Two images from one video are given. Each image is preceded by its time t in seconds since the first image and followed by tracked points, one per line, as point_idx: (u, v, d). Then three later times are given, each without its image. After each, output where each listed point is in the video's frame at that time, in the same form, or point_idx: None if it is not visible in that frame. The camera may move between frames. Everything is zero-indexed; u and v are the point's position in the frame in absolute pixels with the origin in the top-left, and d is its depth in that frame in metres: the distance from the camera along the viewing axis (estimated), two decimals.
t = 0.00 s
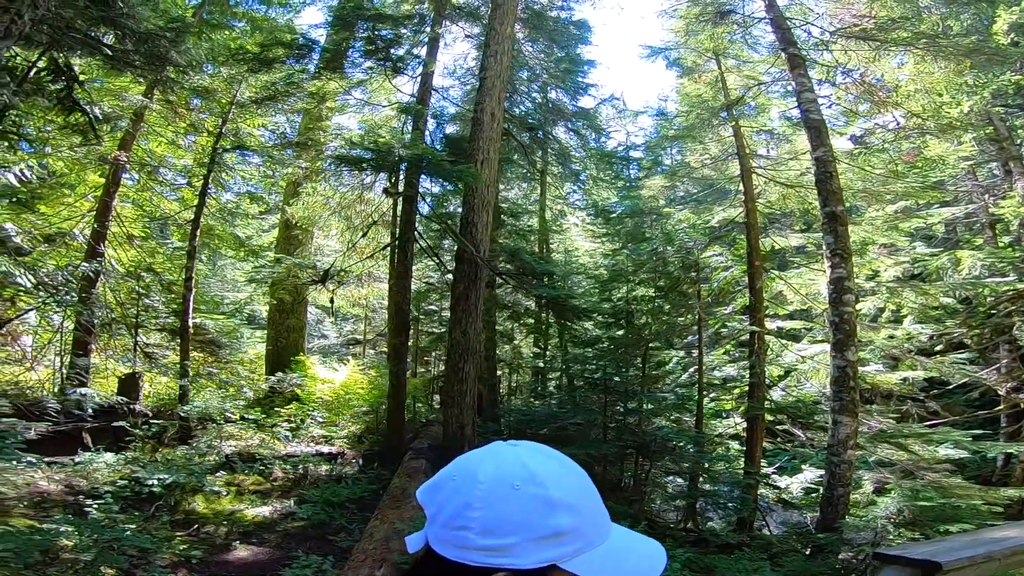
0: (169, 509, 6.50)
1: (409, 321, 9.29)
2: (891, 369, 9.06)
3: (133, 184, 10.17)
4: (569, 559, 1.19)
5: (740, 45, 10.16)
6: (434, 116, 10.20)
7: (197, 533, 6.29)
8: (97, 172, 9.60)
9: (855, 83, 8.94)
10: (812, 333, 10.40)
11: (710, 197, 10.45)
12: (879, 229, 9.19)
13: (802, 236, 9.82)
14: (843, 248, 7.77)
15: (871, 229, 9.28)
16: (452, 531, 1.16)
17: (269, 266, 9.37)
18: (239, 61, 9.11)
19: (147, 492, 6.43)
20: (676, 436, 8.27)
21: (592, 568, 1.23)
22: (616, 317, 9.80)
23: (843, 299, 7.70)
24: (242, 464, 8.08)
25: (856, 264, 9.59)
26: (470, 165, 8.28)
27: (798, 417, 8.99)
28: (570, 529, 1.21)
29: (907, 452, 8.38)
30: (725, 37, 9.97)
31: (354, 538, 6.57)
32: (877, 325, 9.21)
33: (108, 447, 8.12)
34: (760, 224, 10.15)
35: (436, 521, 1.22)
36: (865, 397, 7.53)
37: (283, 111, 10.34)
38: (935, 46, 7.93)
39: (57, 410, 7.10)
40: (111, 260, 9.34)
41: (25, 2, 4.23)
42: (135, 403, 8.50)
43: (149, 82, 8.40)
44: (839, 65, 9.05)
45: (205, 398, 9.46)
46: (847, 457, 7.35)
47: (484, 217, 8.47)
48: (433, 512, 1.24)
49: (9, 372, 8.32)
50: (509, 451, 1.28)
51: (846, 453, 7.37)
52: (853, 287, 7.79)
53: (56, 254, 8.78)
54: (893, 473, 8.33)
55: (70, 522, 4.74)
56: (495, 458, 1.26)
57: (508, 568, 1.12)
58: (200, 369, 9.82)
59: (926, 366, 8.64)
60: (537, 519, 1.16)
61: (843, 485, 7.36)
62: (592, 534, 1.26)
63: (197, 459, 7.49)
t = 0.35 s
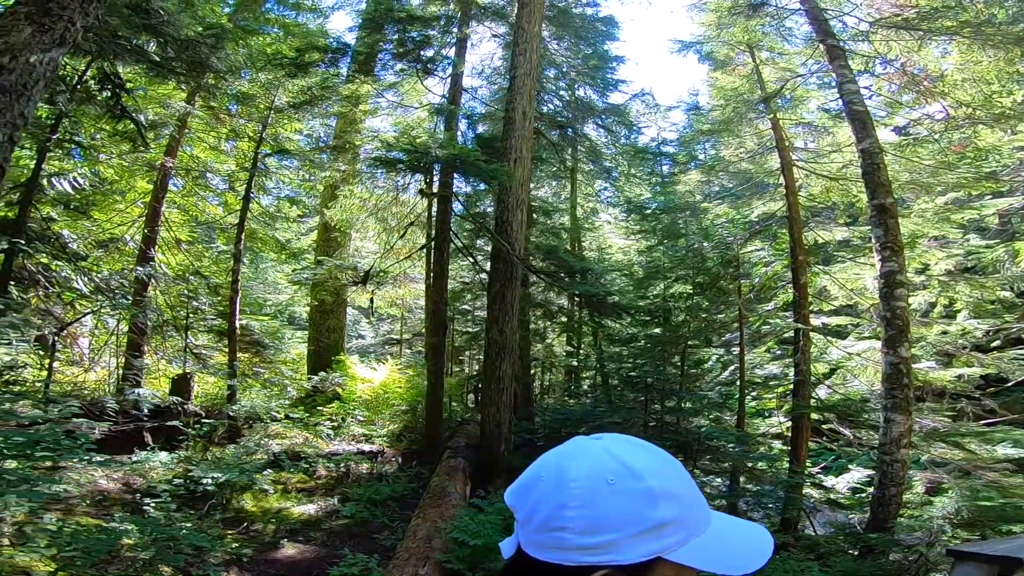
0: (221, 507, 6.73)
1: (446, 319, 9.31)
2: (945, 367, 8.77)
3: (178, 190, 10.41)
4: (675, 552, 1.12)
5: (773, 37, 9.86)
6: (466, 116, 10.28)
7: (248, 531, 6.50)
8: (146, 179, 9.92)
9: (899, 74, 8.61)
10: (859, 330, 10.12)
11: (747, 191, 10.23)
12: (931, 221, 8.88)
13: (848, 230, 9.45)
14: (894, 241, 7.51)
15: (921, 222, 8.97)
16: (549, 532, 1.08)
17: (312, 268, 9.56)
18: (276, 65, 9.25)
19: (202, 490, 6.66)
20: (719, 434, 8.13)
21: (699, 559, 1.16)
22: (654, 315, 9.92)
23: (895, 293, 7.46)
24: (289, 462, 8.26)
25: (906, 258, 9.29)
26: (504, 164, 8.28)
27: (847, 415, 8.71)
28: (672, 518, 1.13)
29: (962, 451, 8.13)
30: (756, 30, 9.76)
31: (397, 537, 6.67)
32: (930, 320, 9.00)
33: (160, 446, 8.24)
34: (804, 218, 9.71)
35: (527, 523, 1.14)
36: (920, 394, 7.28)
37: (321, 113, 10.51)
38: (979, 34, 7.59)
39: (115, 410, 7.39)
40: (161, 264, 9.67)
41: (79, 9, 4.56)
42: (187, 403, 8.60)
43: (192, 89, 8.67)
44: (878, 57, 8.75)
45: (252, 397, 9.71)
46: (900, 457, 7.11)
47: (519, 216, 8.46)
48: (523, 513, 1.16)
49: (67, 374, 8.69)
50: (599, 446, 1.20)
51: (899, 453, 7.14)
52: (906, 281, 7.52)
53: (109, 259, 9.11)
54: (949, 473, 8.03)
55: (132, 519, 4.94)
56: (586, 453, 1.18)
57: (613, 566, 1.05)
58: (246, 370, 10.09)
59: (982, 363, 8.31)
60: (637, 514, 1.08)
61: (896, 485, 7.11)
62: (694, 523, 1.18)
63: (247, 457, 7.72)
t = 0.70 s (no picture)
0: (275, 505, 6.92)
1: (485, 319, 9.29)
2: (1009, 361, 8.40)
3: (224, 196, 10.69)
4: (791, 534, 1.13)
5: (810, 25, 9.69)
6: (497, 114, 10.20)
7: (300, 528, 6.65)
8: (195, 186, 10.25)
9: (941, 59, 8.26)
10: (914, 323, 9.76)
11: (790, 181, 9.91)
12: (990, 208, 8.51)
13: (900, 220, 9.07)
14: (953, 229, 7.21)
15: (979, 209, 8.61)
16: (657, 521, 1.07)
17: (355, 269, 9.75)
18: (314, 71, 9.41)
19: (258, 489, 6.87)
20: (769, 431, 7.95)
21: (813, 540, 1.18)
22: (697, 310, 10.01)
23: (954, 284, 7.17)
24: (338, 459, 8.42)
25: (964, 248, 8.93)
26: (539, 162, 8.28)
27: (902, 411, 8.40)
28: (788, 502, 1.14)
29: None
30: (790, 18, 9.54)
31: (443, 534, 6.74)
32: (990, 312, 8.62)
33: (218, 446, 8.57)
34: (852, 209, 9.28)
35: (629, 512, 1.14)
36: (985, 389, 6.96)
37: (359, 116, 10.67)
38: None
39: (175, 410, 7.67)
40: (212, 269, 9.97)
41: (128, 20, 5.35)
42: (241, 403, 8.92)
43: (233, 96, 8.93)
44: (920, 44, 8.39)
45: (300, 397, 9.94)
46: (963, 454, 6.83)
47: (555, 213, 8.44)
48: (624, 502, 1.16)
49: (128, 376, 9.08)
50: (706, 432, 1.20)
51: (963, 449, 6.86)
52: (967, 271, 7.22)
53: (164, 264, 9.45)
54: (1013, 471, 7.69)
55: (195, 518, 5.13)
56: (695, 438, 1.18)
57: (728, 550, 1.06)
58: (294, 370, 10.32)
59: None
60: (752, 499, 1.10)
61: (960, 483, 6.83)
62: (809, 506, 1.19)
63: (299, 455, 7.91)
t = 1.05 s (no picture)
0: (325, 501, 7.07)
1: (525, 315, 9.29)
2: None
3: (271, 201, 10.97)
4: (875, 522, 1.09)
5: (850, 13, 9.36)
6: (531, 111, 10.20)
7: (350, 524, 6.78)
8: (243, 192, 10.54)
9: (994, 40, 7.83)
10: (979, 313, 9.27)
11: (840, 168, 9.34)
12: None
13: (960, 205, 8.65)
14: (1019, 215, 6.85)
15: None
16: (733, 520, 1.04)
17: (398, 269, 9.99)
18: (350, 75, 9.59)
19: (312, 486, 7.09)
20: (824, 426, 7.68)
21: (900, 525, 1.13)
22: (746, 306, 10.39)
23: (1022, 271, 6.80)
24: (385, 456, 8.56)
25: None
26: (577, 156, 8.22)
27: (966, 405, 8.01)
28: (870, 488, 1.10)
29: None
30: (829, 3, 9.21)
31: (487, 530, 6.77)
32: None
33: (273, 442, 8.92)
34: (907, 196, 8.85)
35: (701, 513, 1.10)
36: None
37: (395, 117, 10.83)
38: None
39: (233, 410, 7.94)
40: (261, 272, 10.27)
41: (173, 28, 5.53)
42: (294, 401, 9.24)
43: (275, 103, 9.18)
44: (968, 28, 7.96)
45: (347, 395, 10.13)
46: None
47: (594, 208, 8.38)
48: (693, 504, 1.12)
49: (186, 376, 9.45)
50: (772, 425, 1.15)
51: None
52: None
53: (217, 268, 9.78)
54: None
55: (253, 515, 5.31)
56: (761, 432, 1.13)
57: (813, 544, 1.03)
58: (340, 370, 10.53)
59: None
60: (830, 490, 1.05)
61: None
62: (891, 490, 1.14)
63: (348, 452, 8.07)
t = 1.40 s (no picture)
0: (378, 496, 7.24)
1: (574, 312, 9.28)
2: None
3: (327, 205, 11.32)
4: (942, 525, 1.03)
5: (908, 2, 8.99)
6: (575, 107, 10.16)
7: (403, 520, 6.91)
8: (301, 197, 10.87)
9: None
10: None
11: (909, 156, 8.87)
12: None
13: None
14: None
15: None
16: (782, 529, 1.02)
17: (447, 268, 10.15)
18: (397, 78, 9.79)
19: (366, 481, 7.23)
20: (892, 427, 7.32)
21: (974, 527, 1.07)
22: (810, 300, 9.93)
23: None
24: (437, 453, 8.70)
25: None
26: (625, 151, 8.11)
27: None
28: (934, 491, 1.04)
29: None
30: None
31: (533, 528, 6.78)
32: None
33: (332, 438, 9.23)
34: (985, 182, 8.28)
35: (750, 522, 1.09)
36: None
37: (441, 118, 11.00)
38: None
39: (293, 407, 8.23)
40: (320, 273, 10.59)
41: (228, 38, 5.74)
42: (352, 398, 9.43)
43: (326, 108, 9.45)
44: None
45: (400, 393, 10.34)
46: None
47: (645, 203, 8.26)
48: (741, 514, 1.11)
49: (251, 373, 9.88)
50: (817, 430, 1.12)
51: None
52: None
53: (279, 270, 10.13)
54: None
55: (311, 509, 5.48)
56: (805, 438, 1.11)
57: (871, 551, 0.99)
58: (395, 368, 10.76)
59: None
60: (887, 492, 1.01)
61: None
62: (959, 490, 1.08)
63: (401, 449, 8.26)
